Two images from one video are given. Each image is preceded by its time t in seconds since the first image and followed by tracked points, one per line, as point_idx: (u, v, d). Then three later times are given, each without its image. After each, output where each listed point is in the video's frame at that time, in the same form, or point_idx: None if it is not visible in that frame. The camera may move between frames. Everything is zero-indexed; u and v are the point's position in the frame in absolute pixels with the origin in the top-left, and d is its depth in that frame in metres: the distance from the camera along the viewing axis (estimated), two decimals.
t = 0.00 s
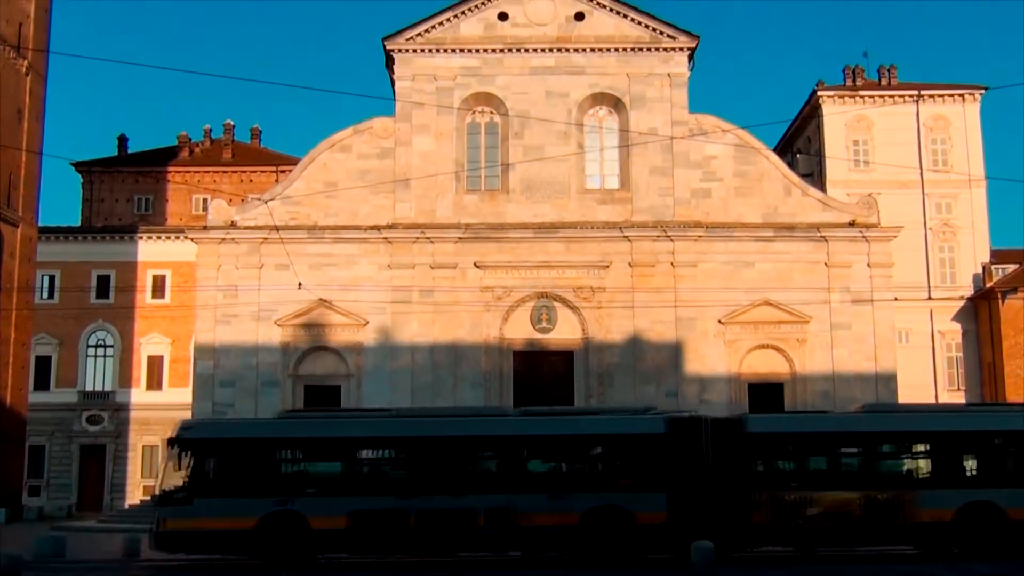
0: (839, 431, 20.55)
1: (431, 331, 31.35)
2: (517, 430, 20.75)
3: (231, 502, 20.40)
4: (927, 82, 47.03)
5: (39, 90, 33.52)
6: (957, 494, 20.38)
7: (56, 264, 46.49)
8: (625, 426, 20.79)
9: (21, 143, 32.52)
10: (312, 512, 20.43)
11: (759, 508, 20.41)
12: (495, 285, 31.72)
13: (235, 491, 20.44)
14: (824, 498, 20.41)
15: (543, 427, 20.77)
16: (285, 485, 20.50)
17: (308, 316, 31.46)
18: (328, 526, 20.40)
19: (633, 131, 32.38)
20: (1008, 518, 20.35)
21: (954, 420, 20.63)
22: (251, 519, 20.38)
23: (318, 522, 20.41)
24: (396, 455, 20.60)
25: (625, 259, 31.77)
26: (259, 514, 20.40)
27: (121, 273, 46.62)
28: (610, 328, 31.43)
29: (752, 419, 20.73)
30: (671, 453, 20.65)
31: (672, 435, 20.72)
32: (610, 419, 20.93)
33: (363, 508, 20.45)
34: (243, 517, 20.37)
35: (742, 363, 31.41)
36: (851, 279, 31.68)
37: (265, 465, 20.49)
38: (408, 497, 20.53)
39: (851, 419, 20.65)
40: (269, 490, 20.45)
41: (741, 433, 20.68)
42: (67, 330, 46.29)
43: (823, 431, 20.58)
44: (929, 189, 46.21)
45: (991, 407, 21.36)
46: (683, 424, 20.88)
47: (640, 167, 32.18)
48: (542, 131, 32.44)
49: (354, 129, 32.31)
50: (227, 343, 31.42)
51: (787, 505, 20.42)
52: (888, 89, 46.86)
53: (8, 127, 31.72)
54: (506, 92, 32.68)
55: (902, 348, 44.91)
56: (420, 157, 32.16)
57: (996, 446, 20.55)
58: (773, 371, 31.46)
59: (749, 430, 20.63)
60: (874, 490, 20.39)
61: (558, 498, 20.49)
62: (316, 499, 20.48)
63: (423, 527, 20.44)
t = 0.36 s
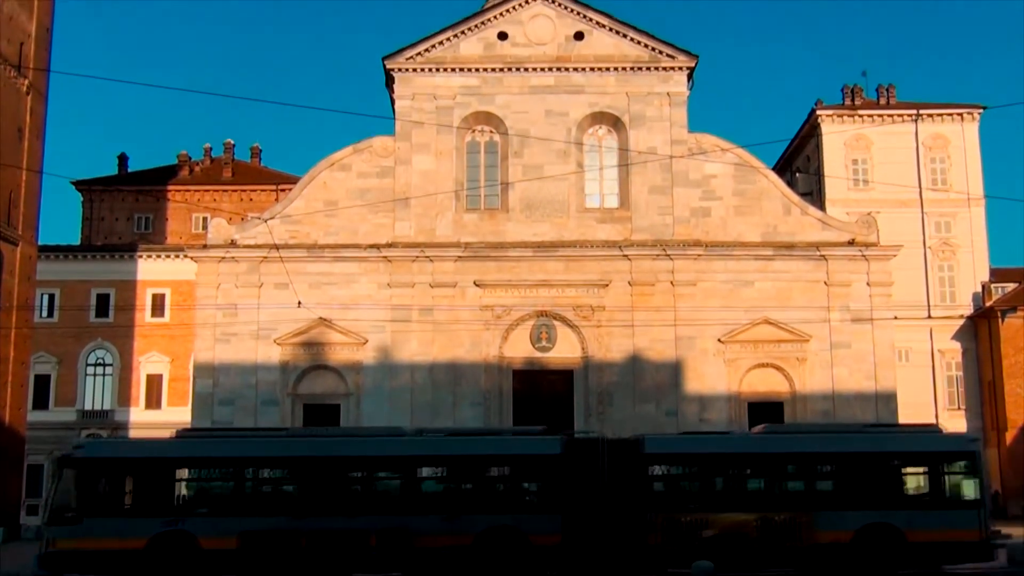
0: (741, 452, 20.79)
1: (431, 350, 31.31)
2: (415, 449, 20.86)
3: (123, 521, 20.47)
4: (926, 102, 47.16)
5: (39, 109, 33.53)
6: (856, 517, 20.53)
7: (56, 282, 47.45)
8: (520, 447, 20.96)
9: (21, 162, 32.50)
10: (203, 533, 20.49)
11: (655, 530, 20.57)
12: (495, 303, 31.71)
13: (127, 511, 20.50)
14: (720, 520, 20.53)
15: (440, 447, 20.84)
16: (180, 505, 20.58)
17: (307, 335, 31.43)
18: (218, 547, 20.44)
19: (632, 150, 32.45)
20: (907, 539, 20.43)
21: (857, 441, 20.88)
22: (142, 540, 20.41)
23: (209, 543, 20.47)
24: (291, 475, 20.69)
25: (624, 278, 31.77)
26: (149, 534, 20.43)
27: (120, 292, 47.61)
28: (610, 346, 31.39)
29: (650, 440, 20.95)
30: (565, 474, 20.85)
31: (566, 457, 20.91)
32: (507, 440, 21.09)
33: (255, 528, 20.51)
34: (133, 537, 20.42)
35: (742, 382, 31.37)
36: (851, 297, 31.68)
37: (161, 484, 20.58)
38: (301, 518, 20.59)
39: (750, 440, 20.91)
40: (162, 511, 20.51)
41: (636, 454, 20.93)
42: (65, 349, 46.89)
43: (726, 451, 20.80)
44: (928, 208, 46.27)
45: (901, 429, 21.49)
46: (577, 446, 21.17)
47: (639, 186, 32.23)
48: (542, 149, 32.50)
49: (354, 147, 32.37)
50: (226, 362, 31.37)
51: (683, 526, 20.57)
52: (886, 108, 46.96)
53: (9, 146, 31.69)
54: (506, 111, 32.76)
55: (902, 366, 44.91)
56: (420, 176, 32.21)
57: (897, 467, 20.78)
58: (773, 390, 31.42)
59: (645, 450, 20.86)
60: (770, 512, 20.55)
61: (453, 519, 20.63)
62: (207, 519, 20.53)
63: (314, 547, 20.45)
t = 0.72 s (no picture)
0: (648, 474, 21.10)
1: (430, 370, 31.27)
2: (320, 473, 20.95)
3: (14, 544, 20.71)
4: (924, 122, 47.29)
5: (39, 129, 33.51)
6: (760, 539, 20.95)
7: (54, 302, 47.38)
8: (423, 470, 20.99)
9: (21, 182, 32.45)
10: (97, 555, 20.56)
11: (557, 553, 20.52)
12: (494, 323, 31.70)
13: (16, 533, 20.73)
14: (621, 541, 20.67)
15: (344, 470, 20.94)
16: (71, 527, 20.69)
17: (306, 355, 31.40)
18: (110, 569, 20.49)
19: (631, 170, 32.52)
20: (809, 560, 20.92)
21: (757, 464, 21.33)
22: (32, 561, 20.68)
23: (100, 564, 20.54)
24: (192, 495, 20.75)
25: (624, 298, 31.76)
26: (40, 556, 20.66)
27: (120, 311, 47.54)
28: (609, 366, 31.36)
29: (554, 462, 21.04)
30: (472, 493, 20.86)
31: (469, 476, 20.94)
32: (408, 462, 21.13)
33: (145, 549, 20.60)
34: (24, 559, 20.69)
35: (742, 402, 31.33)
36: (850, 317, 31.67)
37: (57, 505, 20.80)
38: (196, 539, 20.59)
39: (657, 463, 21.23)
40: (53, 532, 20.69)
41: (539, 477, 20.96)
42: (64, 369, 47.01)
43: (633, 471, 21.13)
44: (927, 228, 46.32)
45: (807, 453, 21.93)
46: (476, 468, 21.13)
47: (638, 206, 32.28)
48: (541, 170, 32.57)
49: (354, 167, 32.43)
50: (226, 382, 31.33)
51: (586, 547, 20.61)
52: (885, 129, 47.08)
53: (9, 166, 31.62)
54: (506, 132, 32.86)
55: (901, 387, 44.89)
56: (420, 197, 32.27)
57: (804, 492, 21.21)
58: (773, 410, 31.37)
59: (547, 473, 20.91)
60: (670, 534, 20.82)
61: (353, 540, 20.59)
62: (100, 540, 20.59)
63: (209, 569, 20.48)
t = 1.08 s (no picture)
0: (554, 497, 21.24)
1: (429, 390, 31.22)
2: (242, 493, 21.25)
3: None
4: (923, 143, 47.42)
5: (39, 149, 33.52)
6: (660, 561, 21.04)
7: (54, 322, 47.62)
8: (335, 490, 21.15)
9: (21, 202, 32.45)
10: None
11: None
12: (493, 343, 31.67)
13: None
14: (526, 563, 20.86)
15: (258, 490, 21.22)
16: None
17: (305, 376, 31.36)
18: None
19: (631, 191, 32.58)
20: None
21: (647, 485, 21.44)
22: None
23: None
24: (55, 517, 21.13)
25: (623, 318, 31.75)
26: None
27: (119, 331, 47.78)
28: (609, 387, 31.32)
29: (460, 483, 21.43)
30: (373, 516, 21.05)
31: (369, 497, 21.14)
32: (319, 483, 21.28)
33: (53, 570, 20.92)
34: None
35: (742, 423, 31.27)
36: (850, 338, 31.64)
37: None
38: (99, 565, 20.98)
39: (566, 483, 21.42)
40: None
41: (446, 496, 21.40)
42: (63, 390, 46.89)
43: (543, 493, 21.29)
44: (926, 249, 46.34)
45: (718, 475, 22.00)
46: (383, 488, 21.52)
47: (638, 227, 32.32)
48: (541, 190, 32.62)
49: (354, 188, 32.50)
50: (225, 403, 31.27)
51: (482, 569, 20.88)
52: (884, 150, 47.21)
53: (9, 186, 31.61)
54: (506, 152, 32.94)
55: (901, 408, 44.81)
56: (420, 217, 32.31)
57: (714, 513, 21.26)
58: (773, 431, 31.31)
59: (453, 493, 21.28)
60: (573, 556, 20.98)
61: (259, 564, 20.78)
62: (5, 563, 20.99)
63: None
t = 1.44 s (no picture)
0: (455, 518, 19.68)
1: (428, 411, 31.16)
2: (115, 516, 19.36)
3: None
4: (922, 164, 47.53)
5: (40, 170, 33.55)
6: None
7: (53, 343, 47.51)
8: (226, 510, 19.37)
9: (21, 223, 32.47)
10: None
11: None
12: (493, 364, 31.64)
13: None
14: None
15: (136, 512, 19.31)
16: None
17: (304, 397, 31.31)
18: None
19: (630, 212, 32.64)
20: None
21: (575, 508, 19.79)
22: None
23: None
24: None
25: (623, 339, 31.72)
26: None
27: (117, 351, 47.68)
28: (609, 408, 31.26)
29: (368, 504, 19.73)
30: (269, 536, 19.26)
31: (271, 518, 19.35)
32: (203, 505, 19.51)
33: None
34: None
35: (742, 444, 31.20)
36: (850, 359, 31.62)
37: None
38: None
39: (461, 500, 20.51)
40: None
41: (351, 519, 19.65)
42: (62, 411, 46.87)
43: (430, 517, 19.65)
44: (926, 270, 46.36)
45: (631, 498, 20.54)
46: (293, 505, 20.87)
47: (637, 248, 32.34)
48: (540, 211, 32.68)
49: (354, 209, 32.55)
50: (224, 423, 31.20)
51: None
52: (882, 171, 47.35)
53: (9, 207, 31.61)
54: (505, 173, 33.01)
55: (902, 429, 44.72)
56: (419, 238, 32.35)
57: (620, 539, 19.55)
58: (773, 452, 31.24)
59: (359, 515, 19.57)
60: None
61: None
62: None
63: None
